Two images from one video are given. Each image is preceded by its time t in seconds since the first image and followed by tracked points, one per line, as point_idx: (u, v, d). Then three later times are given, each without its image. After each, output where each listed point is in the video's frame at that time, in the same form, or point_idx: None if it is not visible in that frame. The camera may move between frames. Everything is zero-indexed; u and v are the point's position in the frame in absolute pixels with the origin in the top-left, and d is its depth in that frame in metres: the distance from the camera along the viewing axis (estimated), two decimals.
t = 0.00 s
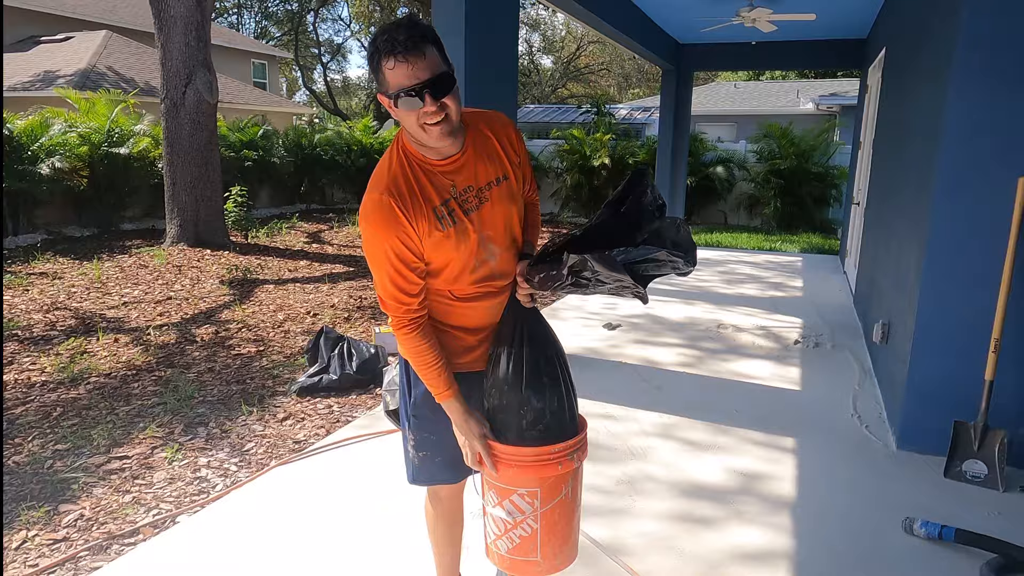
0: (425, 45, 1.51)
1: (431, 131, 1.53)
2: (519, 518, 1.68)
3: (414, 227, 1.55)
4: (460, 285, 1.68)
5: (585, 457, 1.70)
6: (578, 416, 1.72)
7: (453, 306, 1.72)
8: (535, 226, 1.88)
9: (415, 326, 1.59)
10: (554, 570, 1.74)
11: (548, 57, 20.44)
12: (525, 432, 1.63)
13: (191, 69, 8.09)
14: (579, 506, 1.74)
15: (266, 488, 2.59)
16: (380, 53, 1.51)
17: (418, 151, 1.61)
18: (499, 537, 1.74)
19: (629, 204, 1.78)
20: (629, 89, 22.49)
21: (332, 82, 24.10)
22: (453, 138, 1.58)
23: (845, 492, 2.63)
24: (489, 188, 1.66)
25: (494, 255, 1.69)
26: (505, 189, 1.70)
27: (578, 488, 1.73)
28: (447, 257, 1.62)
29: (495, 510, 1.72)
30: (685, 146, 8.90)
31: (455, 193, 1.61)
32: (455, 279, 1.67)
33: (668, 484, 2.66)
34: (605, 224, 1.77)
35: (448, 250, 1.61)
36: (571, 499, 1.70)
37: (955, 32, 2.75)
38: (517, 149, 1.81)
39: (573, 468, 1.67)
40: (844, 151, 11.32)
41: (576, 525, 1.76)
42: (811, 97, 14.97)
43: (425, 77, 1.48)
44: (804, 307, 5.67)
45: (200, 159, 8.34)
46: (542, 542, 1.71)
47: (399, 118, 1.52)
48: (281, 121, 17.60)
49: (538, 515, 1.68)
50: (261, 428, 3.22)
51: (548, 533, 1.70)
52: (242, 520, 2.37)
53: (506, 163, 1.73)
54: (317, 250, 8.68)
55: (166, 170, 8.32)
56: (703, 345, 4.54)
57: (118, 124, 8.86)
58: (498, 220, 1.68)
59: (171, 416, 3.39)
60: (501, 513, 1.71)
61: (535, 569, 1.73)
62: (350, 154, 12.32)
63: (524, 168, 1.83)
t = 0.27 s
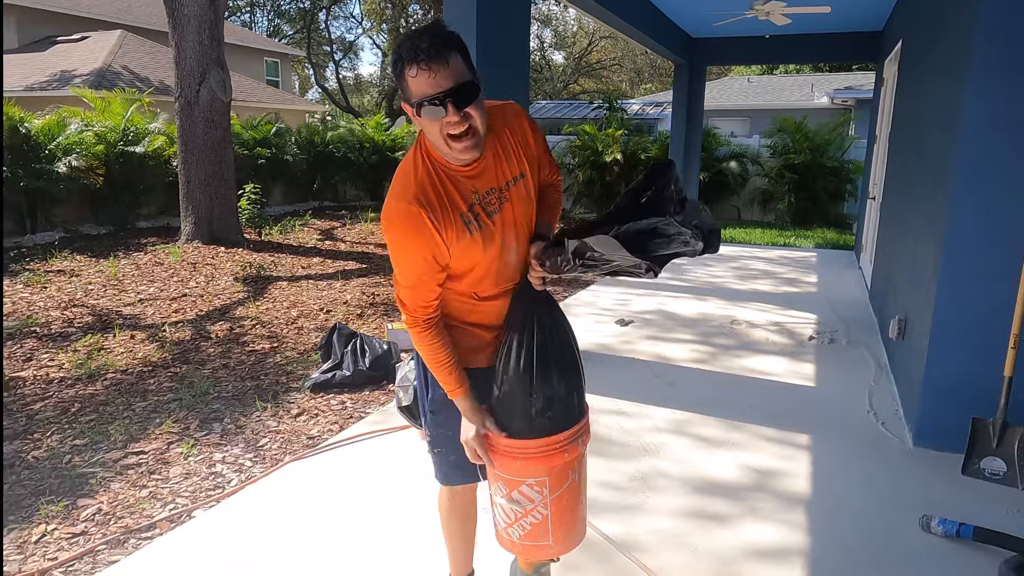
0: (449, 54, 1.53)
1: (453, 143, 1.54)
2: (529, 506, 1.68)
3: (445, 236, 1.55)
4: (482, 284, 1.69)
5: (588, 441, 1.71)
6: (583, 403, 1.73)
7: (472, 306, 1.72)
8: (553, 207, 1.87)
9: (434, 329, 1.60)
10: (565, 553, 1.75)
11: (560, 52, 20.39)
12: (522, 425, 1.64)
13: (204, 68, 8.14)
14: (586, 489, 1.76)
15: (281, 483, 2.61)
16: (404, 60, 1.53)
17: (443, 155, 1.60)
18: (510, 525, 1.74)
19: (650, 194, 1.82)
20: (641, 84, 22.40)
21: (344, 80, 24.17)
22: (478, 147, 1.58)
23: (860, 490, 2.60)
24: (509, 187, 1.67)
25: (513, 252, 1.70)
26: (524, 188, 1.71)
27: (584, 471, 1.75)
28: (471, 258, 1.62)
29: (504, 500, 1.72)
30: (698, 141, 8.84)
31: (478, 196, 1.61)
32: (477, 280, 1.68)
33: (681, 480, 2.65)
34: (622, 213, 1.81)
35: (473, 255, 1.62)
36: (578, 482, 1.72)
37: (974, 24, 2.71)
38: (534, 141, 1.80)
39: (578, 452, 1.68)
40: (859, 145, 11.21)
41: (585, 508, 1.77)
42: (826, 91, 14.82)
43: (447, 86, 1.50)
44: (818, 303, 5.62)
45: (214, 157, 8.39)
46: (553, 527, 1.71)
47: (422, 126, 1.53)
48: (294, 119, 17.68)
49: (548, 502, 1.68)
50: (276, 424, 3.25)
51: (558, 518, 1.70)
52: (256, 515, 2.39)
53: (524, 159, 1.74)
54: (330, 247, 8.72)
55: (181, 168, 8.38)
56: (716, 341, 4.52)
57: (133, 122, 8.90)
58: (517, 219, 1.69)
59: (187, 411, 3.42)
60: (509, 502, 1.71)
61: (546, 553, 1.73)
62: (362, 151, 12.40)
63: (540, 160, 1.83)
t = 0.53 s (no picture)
0: (469, 107, 1.48)
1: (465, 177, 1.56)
2: (559, 499, 1.67)
3: (439, 236, 1.56)
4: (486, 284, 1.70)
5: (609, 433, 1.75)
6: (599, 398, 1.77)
7: (479, 307, 1.73)
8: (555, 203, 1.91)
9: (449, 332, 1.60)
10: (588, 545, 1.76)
11: (565, 48, 20.35)
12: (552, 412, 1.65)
13: (210, 67, 8.16)
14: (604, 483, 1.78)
15: (289, 480, 2.63)
16: (414, 116, 1.47)
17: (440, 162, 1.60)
18: (536, 520, 1.72)
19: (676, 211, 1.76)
20: (647, 79, 22.35)
21: (349, 78, 24.20)
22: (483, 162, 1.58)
23: (869, 485, 2.59)
24: (510, 188, 1.67)
25: (518, 252, 1.71)
26: (525, 187, 1.71)
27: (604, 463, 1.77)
28: (473, 260, 1.63)
29: (531, 495, 1.70)
30: (705, 136, 8.79)
31: (477, 200, 1.62)
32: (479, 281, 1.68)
33: (689, 476, 2.64)
34: (656, 227, 1.69)
35: (473, 257, 1.63)
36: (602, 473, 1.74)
37: (983, 14, 2.68)
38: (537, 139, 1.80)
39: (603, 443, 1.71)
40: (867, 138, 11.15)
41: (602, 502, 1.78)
42: (834, 84, 14.74)
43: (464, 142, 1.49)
44: (826, 297, 5.60)
45: (221, 156, 8.42)
46: (579, 519, 1.71)
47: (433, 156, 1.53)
48: (299, 117, 17.71)
49: (578, 494, 1.68)
50: (283, 421, 3.26)
51: (584, 510, 1.71)
52: (265, 511, 2.40)
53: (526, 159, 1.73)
54: (337, 245, 8.74)
55: (188, 168, 8.41)
56: (723, 336, 4.51)
57: (141, 122, 8.94)
58: (518, 218, 1.70)
59: (196, 409, 3.44)
60: (538, 495, 1.69)
61: (571, 547, 1.73)
62: (368, 148, 12.43)
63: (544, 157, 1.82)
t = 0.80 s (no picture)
0: (476, 160, 1.45)
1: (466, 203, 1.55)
2: (561, 495, 1.68)
3: (439, 239, 1.59)
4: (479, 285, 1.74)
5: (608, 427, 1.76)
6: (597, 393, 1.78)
7: (474, 305, 1.79)
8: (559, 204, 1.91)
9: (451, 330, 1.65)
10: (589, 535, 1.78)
11: (562, 45, 20.32)
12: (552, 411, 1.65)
13: (207, 66, 8.14)
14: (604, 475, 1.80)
15: (289, 478, 2.63)
16: (421, 161, 1.44)
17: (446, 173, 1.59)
18: (537, 516, 1.72)
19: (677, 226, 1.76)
20: (645, 76, 22.35)
21: (347, 76, 24.16)
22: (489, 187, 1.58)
23: (867, 479, 2.60)
24: (510, 200, 1.68)
25: (514, 260, 1.75)
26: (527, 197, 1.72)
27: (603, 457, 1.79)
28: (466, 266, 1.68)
29: (532, 494, 1.69)
30: (703, 132, 8.78)
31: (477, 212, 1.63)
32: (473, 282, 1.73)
33: (688, 471, 2.65)
34: (655, 228, 1.75)
35: (469, 262, 1.67)
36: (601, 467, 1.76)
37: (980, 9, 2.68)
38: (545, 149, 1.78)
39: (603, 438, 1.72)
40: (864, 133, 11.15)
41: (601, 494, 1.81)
42: (831, 79, 14.74)
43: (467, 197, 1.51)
44: (824, 292, 5.60)
45: (218, 155, 8.40)
46: (580, 512, 1.73)
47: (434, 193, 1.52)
48: (297, 115, 17.69)
49: (580, 490, 1.70)
50: (282, 419, 3.26)
51: (585, 503, 1.72)
52: (264, 510, 2.40)
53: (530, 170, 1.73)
54: (335, 243, 8.73)
55: (185, 167, 8.40)
56: (722, 332, 4.51)
57: (138, 121, 8.90)
58: (517, 229, 1.72)
59: (195, 408, 3.44)
60: (540, 494, 1.68)
61: (573, 538, 1.75)
62: (366, 147, 12.42)
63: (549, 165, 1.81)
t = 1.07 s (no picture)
0: (458, 177, 1.45)
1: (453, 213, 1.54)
2: (570, 509, 1.70)
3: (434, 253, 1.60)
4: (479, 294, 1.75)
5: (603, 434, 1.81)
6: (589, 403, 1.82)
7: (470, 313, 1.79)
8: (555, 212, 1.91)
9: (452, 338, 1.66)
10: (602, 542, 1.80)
11: (558, 45, 20.32)
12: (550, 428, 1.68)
13: (202, 64, 8.12)
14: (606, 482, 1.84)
15: (283, 477, 2.63)
16: (403, 175, 1.44)
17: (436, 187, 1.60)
18: (551, 536, 1.73)
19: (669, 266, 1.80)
20: (641, 76, 22.39)
21: (342, 75, 24.12)
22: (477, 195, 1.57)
23: (861, 478, 2.61)
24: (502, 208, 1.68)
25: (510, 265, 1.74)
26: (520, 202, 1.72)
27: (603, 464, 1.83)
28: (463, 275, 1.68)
29: (542, 516, 1.71)
30: (698, 132, 8.80)
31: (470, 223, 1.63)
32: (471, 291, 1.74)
33: (682, 471, 2.66)
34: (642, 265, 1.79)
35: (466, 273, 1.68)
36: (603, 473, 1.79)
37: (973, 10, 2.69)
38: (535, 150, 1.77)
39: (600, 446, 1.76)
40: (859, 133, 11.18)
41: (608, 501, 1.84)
42: (826, 79, 14.78)
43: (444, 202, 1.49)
44: (819, 292, 5.62)
45: (213, 153, 8.38)
46: (591, 522, 1.75)
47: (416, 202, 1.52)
48: (293, 114, 17.65)
49: (586, 500, 1.72)
50: (277, 419, 3.26)
51: (594, 512, 1.75)
52: (259, 509, 2.40)
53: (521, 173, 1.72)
54: (330, 242, 8.72)
55: (180, 166, 8.37)
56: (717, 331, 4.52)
57: (132, 120, 8.91)
58: (511, 234, 1.72)
59: (189, 407, 3.43)
60: (549, 514, 1.70)
61: (590, 548, 1.77)
62: (362, 146, 12.41)
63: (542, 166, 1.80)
